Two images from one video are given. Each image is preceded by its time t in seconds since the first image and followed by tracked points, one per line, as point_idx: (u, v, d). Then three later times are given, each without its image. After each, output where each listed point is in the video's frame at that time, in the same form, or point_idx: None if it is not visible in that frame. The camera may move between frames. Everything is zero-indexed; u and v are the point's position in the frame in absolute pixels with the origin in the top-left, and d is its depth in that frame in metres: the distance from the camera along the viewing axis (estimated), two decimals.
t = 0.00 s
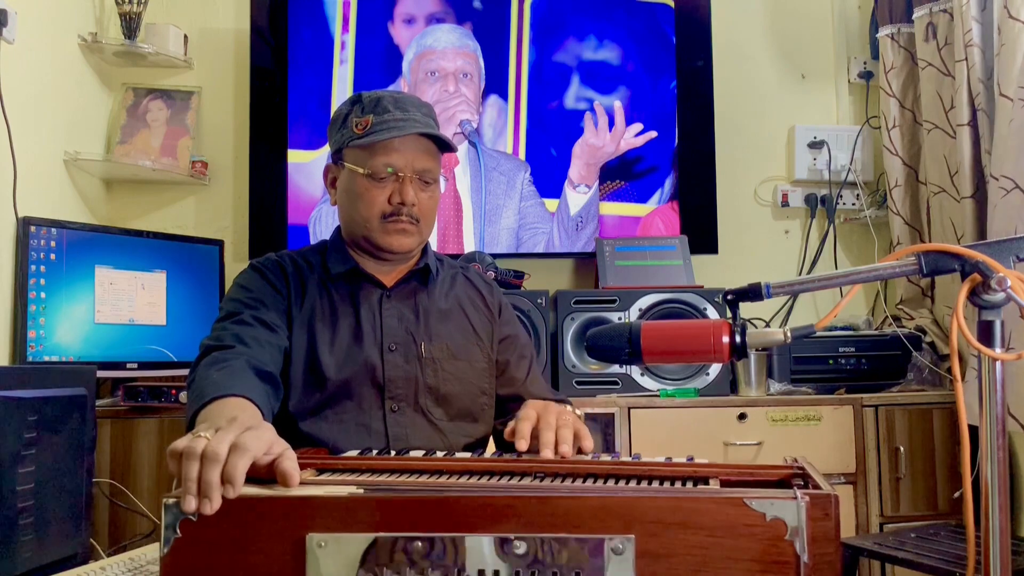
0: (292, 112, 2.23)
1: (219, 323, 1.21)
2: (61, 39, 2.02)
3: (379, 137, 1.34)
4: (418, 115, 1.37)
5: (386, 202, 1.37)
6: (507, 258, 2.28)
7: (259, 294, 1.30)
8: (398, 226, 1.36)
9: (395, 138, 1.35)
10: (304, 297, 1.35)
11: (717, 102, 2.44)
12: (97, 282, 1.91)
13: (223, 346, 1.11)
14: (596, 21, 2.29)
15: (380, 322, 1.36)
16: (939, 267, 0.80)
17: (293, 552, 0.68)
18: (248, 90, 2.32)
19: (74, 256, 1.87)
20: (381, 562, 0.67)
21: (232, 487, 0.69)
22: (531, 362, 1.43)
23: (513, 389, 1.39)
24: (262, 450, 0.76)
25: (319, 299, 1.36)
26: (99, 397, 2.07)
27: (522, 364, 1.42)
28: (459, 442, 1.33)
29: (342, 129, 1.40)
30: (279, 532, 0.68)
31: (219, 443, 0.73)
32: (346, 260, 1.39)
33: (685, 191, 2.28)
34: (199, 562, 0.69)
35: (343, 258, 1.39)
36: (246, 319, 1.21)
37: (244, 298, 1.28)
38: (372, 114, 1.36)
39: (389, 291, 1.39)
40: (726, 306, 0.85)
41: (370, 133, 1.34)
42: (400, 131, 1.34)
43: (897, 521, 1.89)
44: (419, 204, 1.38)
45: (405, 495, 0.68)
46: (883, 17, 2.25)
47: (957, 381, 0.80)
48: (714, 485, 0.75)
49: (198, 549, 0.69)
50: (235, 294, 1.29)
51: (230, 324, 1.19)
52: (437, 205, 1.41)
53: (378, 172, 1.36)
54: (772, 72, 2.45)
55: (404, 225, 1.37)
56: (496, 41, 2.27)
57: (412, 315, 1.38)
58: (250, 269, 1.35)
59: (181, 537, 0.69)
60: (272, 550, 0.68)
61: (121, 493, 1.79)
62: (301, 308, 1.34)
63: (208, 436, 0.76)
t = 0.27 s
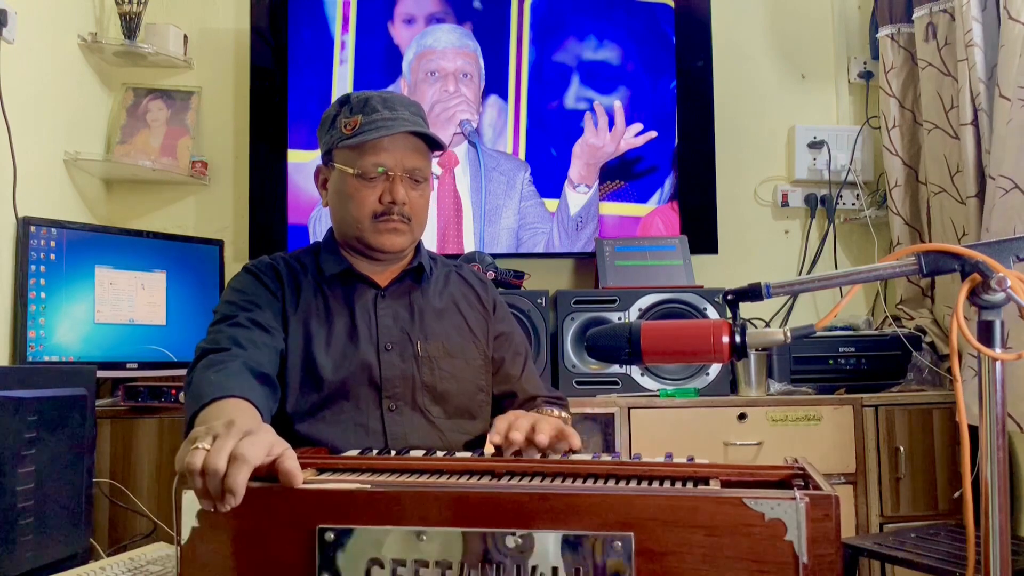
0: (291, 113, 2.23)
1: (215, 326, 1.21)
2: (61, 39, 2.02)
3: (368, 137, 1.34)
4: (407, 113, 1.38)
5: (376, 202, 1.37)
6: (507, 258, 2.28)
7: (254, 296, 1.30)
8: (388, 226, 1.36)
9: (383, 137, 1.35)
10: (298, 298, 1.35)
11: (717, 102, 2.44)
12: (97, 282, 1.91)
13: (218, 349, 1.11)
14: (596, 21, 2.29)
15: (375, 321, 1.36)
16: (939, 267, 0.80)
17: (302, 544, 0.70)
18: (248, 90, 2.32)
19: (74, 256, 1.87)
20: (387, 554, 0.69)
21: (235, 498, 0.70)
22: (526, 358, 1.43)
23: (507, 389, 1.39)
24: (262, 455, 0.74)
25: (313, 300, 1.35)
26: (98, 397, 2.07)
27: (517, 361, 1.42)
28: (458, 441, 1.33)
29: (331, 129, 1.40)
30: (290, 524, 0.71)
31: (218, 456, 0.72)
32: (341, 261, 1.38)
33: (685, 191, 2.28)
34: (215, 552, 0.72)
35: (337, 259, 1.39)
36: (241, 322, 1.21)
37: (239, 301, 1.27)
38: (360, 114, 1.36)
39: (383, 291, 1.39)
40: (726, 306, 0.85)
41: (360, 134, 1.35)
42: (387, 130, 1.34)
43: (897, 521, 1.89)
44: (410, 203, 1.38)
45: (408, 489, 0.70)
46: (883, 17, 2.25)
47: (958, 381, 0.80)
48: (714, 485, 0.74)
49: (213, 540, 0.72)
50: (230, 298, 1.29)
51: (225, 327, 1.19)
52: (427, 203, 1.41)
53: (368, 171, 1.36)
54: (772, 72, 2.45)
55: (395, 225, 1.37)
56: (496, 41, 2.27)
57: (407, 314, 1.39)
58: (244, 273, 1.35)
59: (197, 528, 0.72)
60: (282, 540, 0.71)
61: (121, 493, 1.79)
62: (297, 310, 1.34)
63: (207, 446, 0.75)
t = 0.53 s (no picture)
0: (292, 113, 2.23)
1: (212, 329, 1.21)
2: (61, 39, 2.02)
3: (352, 136, 1.35)
4: (392, 112, 1.38)
5: (363, 202, 1.36)
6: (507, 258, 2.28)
7: (249, 297, 1.30)
8: (377, 226, 1.35)
9: (368, 136, 1.36)
10: (294, 300, 1.35)
11: (717, 102, 2.44)
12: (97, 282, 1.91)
13: (218, 351, 1.11)
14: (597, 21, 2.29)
15: (371, 321, 1.36)
16: (939, 267, 0.80)
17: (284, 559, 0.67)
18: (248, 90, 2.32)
19: (74, 256, 1.87)
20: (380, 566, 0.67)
21: (231, 486, 0.69)
22: (523, 356, 1.44)
23: (503, 386, 1.40)
24: (262, 454, 0.75)
25: (309, 301, 1.36)
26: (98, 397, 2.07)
27: (513, 358, 1.42)
28: (457, 441, 1.33)
29: (320, 131, 1.42)
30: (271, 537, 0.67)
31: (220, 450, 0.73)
32: (336, 262, 1.38)
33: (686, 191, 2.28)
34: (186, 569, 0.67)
35: (331, 260, 1.39)
36: (238, 324, 1.21)
37: (234, 304, 1.27)
38: (346, 114, 1.37)
39: (379, 290, 1.39)
40: (726, 306, 0.85)
41: (345, 134, 1.35)
42: (371, 128, 1.35)
43: (898, 521, 1.89)
44: (398, 202, 1.37)
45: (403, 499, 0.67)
46: (883, 17, 2.25)
47: (957, 381, 0.80)
48: (714, 485, 0.74)
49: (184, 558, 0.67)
50: (225, 300, 1.29)
51: (222, 330, 1.19)
52: (416, 202, 1.40)
53: (355, 172, 1.36)
54: (772, 72, 2.45)
55: (383, 224, 1.36)
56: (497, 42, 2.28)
57: (403, 313, 1.39)
58: (240, 275, 1.35)
59: (165, 545, 0.68)
60: (264, 555, 0.67)
61: (121, 493, 1.79)
62: (292, 311, 1.34)
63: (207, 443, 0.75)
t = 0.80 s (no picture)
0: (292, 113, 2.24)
1: (206, 333, 1.22)
2: (61, 39, 2.02)
3: (347, 137, 1.34)
4: (387, 113, 1.38)
5: (358, 204, 1.36)
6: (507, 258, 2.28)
7: (243, 299, 1.31)
8: (371, 226, 1.35)
9: (362, 137, 1.36)
10: (291, 300, 1.35)
11: (717, 103, 2.44)
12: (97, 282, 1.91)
13: (206, 358, 1.12)
14: (597, 22, 2.30)
15: (369, 321, 1.36)
16: (939, 267, 0.80)
17: (303, 542, 0.70)
18: (248, 90, 2.32)
19: (74, 256, 1.87)
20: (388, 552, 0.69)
21: (248, 468, 0.73)
22: (519, 355, 1.44)
23: (500, 387, 1.40)
24: (266, 430, 0.79)
25: (306, 301, 1.36)
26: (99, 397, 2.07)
27: (510, 357, 1.42)
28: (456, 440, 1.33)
29: (316, 131, 1.42)
30: (292, 521, 0.70)
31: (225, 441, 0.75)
32: (333, 262, 1.38)
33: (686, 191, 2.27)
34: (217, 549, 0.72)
35: (327, 260, 1.38)
36: (230, 328, 1.22)
37: (228, 307, 1.28)
38: (341, 115, 1.37)
39: (375, 290, 1.39)
40: (726, 306, 0.85)
41: (340, 135, 1.35)
42: (365, 129, 1.35)
43: (898, 521, 1.89)
44: (392, 203, 1.37)
45: (411, 489, 0.69)
46: (883, 17, 2.25)
47: (957, 381, 0.80)
48: (715, 485, 0.74)
49: (214, 538, 0.72)
50: (220, 303, 1.30)
51: (214, 334, 1.20)
52: (410, 202, 1.40)
53: (349, 173, 1.36)
54: (773, 72, 2.45)
55: (377, 225, 1.36)
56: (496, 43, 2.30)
57: (401, 313, 1.39)
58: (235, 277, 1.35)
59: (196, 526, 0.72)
60: (285, 539, 0.70)
61: (121, 493, 1.79)
62: (288, 312, 1.34)
63: (210, 434, 0.78)
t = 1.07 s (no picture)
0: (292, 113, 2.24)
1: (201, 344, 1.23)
2: (61, 39, 2.02)
3: (336, 136, 1.34)
4: (379, 113, 1.38)
5: (346, 204, 1.36)
6: (507, 258, 2.28)
7: (238, 307, 1.31)
8: (359, 227, 1.35)
9: (353, 136, 1.36)
10: (286, 304, 1.35)
11: (717, 103, 2.44)
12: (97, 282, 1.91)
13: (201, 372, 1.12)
14: (597, 21, 2.30)
15: (365, 322, 1.36)
16: (939, 266, 0.80)
17: (281, 566, 0.66)
18: (248, 90, 2.32)
19: (74, 256, 1.87)
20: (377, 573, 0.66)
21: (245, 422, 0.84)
22: (518, 354, 1.44)
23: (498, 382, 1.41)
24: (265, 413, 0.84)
25: (301, 304, 1.36)
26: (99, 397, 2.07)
27: (508, 355, 1.43)
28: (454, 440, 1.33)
29: (311, 130, 1.43)
30: (266, 544, 0.66)
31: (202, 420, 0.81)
32: (329, 263, 1.38)
33: (686, 191, 2.27)
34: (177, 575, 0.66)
35: (323, 261, 1.38)
36: (224, 338, 1.22)
37: (223, 316, 1.29)
38: (333, 115, 1.38)
39: (372, 291, 1.39)
40: (726, 306, 0.85)
41: (331, 134, 1.35)
42: (355, 129, 1.35)
43: (898, 521, 1.89)
44: (381, 203, 1.37)
45: (401, 503, 0.67)
46: (883, 17, 2.25)
47: (957, 381, 0.80)
48: (714, 485, 0.75)
49: (172, 567, 0.66)
50: (215, 312, 1.30)
51: (209, 346, 1.21)
52: (400, 203, 1.39)
53: (338, 172, 1.37)
54: (773, 72, 2.45)
55: (366, 226, 1.35)
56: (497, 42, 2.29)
57: (398, 314, 1.39)
58: (229, 283, 1.36)
59: (149, 554, 0.67)
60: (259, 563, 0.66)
61: (121, 493, 1.80)
62: (285, 315, 1.34)
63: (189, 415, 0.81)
